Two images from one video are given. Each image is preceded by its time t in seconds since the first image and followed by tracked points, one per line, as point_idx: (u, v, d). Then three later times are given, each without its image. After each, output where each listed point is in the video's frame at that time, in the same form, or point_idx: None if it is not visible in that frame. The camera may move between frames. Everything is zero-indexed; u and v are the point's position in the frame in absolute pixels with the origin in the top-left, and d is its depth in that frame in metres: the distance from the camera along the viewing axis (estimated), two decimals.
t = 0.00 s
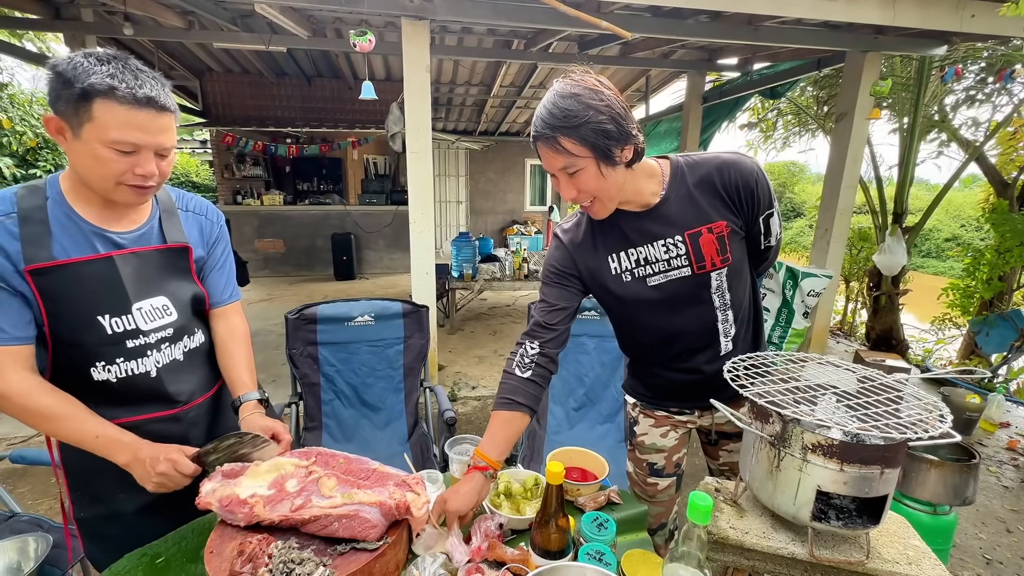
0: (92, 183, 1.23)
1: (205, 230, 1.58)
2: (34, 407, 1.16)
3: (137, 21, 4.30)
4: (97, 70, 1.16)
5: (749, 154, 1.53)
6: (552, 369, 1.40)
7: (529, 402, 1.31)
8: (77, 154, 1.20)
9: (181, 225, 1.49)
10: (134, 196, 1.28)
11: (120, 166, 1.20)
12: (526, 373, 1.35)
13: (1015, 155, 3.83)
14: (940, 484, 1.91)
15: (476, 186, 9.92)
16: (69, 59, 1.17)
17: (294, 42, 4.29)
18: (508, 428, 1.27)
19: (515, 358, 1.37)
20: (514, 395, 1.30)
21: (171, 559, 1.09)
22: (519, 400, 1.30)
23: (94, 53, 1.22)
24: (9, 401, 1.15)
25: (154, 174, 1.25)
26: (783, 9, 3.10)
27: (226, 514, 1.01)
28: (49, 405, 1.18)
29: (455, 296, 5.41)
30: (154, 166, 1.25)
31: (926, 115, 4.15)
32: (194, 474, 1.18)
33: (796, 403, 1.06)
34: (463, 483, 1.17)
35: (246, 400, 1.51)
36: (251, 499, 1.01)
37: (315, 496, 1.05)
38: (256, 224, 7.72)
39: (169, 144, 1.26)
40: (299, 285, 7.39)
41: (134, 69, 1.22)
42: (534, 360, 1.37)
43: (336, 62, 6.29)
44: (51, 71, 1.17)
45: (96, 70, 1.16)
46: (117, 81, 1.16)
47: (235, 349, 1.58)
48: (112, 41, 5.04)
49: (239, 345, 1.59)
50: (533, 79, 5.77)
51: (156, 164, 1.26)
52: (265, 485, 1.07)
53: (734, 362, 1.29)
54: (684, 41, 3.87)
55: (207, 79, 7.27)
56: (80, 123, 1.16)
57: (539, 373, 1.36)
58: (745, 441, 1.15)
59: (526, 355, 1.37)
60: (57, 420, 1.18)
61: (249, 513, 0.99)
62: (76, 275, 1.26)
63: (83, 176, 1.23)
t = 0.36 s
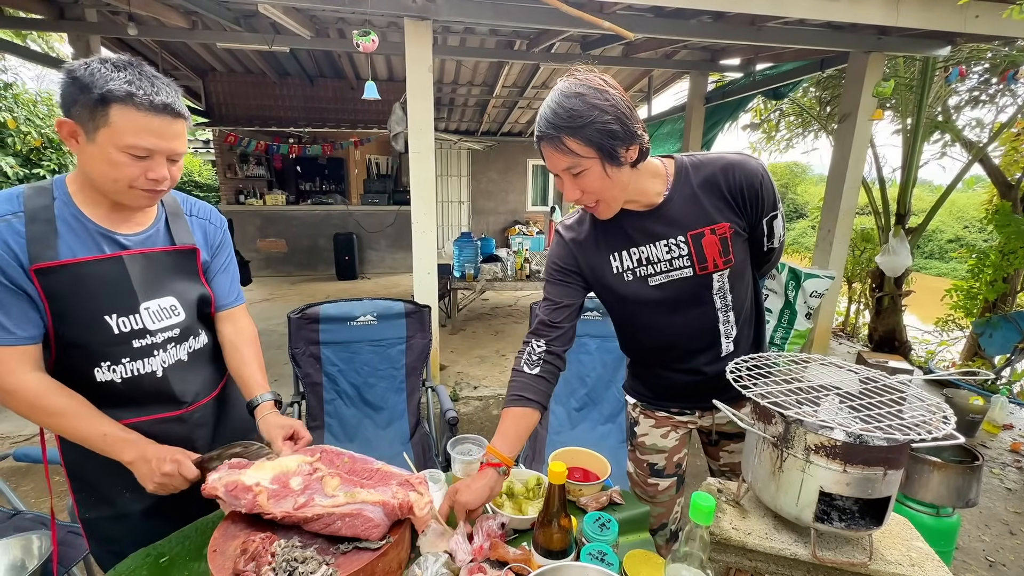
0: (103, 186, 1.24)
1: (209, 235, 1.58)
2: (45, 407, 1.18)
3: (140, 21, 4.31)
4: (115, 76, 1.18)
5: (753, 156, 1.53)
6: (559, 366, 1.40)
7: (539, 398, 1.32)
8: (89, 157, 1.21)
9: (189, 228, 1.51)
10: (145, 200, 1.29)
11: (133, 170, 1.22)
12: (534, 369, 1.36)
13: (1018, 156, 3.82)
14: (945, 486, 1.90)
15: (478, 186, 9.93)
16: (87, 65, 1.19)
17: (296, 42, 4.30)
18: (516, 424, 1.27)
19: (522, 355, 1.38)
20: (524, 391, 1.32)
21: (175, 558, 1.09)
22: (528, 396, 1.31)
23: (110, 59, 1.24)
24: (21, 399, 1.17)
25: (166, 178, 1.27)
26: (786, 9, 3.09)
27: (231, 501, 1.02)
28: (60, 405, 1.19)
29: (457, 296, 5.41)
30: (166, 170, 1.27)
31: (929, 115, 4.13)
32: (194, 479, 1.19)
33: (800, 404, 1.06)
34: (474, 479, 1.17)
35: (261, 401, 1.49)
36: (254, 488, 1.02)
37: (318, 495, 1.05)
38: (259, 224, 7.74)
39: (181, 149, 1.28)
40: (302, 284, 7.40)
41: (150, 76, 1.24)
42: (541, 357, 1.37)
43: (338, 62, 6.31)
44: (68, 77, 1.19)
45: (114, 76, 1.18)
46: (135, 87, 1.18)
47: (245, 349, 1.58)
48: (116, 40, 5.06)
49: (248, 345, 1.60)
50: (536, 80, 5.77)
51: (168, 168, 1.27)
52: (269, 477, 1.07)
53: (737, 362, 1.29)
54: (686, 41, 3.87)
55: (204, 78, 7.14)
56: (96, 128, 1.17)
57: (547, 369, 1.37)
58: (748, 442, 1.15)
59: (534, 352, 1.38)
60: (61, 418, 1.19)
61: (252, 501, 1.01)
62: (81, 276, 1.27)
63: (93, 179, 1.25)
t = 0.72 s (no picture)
0: (114, 184, 1.25)
1: (216, 233, 1.59)
2: (30, 399, 1.19)
3: (145, 22, 4.34)
4: (129, 76, 1.19)
5: (754, 158, 1.52)
6: (556, 373, 1.40)
7: (531, 410, 1.31)
8: (102, 154, 1.22)
9: (192, 224, 1.51)
10: (155, 198, 1.30)
11: (144, 168, 1.22)
12: (529, 379, 1.35)
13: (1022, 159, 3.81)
14: (948, 489, 1.90)
15: (480, 186, 9.93)
16: (101, 65, 1.20)
17: (300, 42, 4.31)
18: (509, 435, 1.27)
19: (517, 364, 1.36)
20: (518, 403, 1.31)
21: (178, 555, 1.10)
22: (521, 407, 1.30)
23: (124, 59, 1.25)
24: (7, 391, 1.18)
25: (176, 176, 1.28)
26: (789, 10, 3.09)
27: (230, 514, 1.02)
28: (45, 397, 1.21)
29: (459, 296, 5.42)
30: (176, 168, 1.28)
31: (933, 117, 4.12)
32: (180, 463, 1.20)
33: (802, 405, 1.06)
34: (467, 492, 1.17)
35: (265, 394, 1.51)
36: (253, 497, 1.02)
37: (320, 493, 1.06)
38: (261, 223, 7.75)
39: (190, 147, 1.28)
40: (304, 284, 7.41)
41: (163, 76, 1.25)
42: (537, 366, 1.36)
43: (342, 63, 6.32)
44: (82, 76, 1.20)
45: (128, 76, 1.19)
46: (148, 87, 1.19)
47: (251, 347, 1.60)
48: (121, 41, 5.08)
49: (254, 343, 1.61)
50: (538, 81, 5.78)
51: (178, 167, 1.28)
52: (268, 480, 1.07)
53: (740, 364, 1.29)
54: (688, 42, 3.86)
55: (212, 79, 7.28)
56: (109, 126, 1.18)
57: (543, 379, 1.36)
58: (750, 443, 1.15)
59: (529, 361, 1.37)
60: (46, 411, 1.21)
61: (252, 510, 1.01)
62: (83, 272, 1.27)
63: (105, 176, 1.25)
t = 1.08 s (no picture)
0: (124, 185, 1.25)
1: (219, 233, 1.60)
2: (70, 397, 1.21)
3: (149, 22, 4.35)
4: (141, 78, 1.20)
5: (754, 160, 1.52)
6: (553, 377, 1.40)
7: (531, 411, 1.32)
8: (112, 155, 1.23)
9: (196, 224, 1.51)
10: (163, 200, 1.30)
11: (154, 168, 1.23)
12: (528, 382, 1.35)
13: None
14: (950, 491, 1.89)
15: (481, 187, 9.94)
16: (114, 67, 1.21)
17: (303, 43, 4.32)
18: (506, 438, 1.28)
19: (516, 367, 1.37)
20: (516, 405, 1.31)
21: (182, 554, 1.10)
22: (520, 410, 1.31)
23: (136, 62, 1.26)
24: (47, 390, 1.20)
25: (184, 177, 1.28)
26: (791, 11, 3.10)
27: (232, 517, 1.02)
28: (84, 396, 1.22)
29: (460, 296, 5.42)
30: (185, 169, 1.28)
31: (935, 119, 4.12)
32: (218, 461, 1.18)
33: (805, 406, 1.06)
34: (465, 495, 1.18)
35: (260, 396, 1.51)
36: (255, 498, 1.02)
37: (322, 493, 1.06)
38: (263, 223, 7.76)
39: (199, 149, 1.29)
40: (305, 284, 7.42)
41: (173, 79, 1.26)
42: (535, 369, 1.37)
43: (344, 63, 6.33)
44: (94, 78, 1.21)
45: (140, 78, 1.20)
46: (160, 89, 1.20)
47: (250, 348, 1.60)
48: (124, 40, 5.10)
49: (253, 344, 1.61)
50: (540, 82, 5.78)
51: (187, 167, 1.29)
52: (268, 482, 1.08)
53: (741, 365, 1.29)
54: (691, 43, 3.86)
55: (213, 79, 7.20)
56: (120, 127, 1.19)
57: (541, 382, 1.36)
58: (752, 444, 1.15)
59: (528, 363, 1.37)
60: (84, 408, 1.22)
61: (253, 512, 1.00)
62: (93, 272, 1.28)
63: (114, 177, 1.26)
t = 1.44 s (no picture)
0: (128, 184, 1.26)
1: (223, 234, 1.60)
2: (95, 390, 1.22)
3: (150, 22, 4.36)
4: (145, 79, 1.21)
5: (754, 160, 1.52)
6: (556, 369, 1.40)
7: (534, 402, 1.32)
8: (116, 155, 1.23)
9: (201, 224, 1.51)
10: (166, 199, 1.31)
11: (157, 169, 1.23)
12: (531, 373, 1.36)
13: None
14: (949, 492, 1.90)
15: (482, 187, 9.94)
16: (118, 67, 1.21)
17: (304, 43, 4.32)
18: (512, 428, 1.28)
19: (519, 358, 1.38)
20: (520, 396, 1.32)
21: (183, 553, 1.10)
22: (523, 401, 1.31)
23: (141, 63, 1.26)
24: (67, 383, 1.21)
25: (187, 178, 1.29)
26: (791, 12, 3.10)
27: (235, 514, 1.03)
28: (108, 389, 1.23)
29: (460, 296, 5.43)
30: (188, 169, 1.29)
31: (935, 120, 4.13)
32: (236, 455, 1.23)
33: (805, 407, 1.06)
34: (470, 484, 1.19)
35: (269, 396, 1.52)
36: (258, 496, 1.02)
37: (324, 492, 1.06)
38: (264, 223, 7.76)
39: (202, 150, 1.30)
40: (305, 284, 7.42)
41: (178, 79, 1.27)
42: (537, 361, 1.37)
43: (345, 63, 6.33)
44: (98, 78, 1.21)
45: (144, 79, 1.21)
46: (164, 90, 1.21)
47: (256, 349, 1.59)
48: (125, 40, 5.10)
49: (260, 343, 1.61)
50: (541, 82, 5.78)
51: (190, 168, 1.29)
52: (272, 480, 1.08)
53: (741, 365, 1.29)
54: (691, 43, 3.86)
55: (214, 79, 7.20)
56: (124, 127, 1.19)
57: (543, 373, 1.37)
58: (752, 444, 1.15)
59: (531, 355, 1.37)
60: (104, 399, 1.23)
61: (256, 509, 1.01)
62: (100, 270, 1.28)
63: (118, 177, 1.26)
